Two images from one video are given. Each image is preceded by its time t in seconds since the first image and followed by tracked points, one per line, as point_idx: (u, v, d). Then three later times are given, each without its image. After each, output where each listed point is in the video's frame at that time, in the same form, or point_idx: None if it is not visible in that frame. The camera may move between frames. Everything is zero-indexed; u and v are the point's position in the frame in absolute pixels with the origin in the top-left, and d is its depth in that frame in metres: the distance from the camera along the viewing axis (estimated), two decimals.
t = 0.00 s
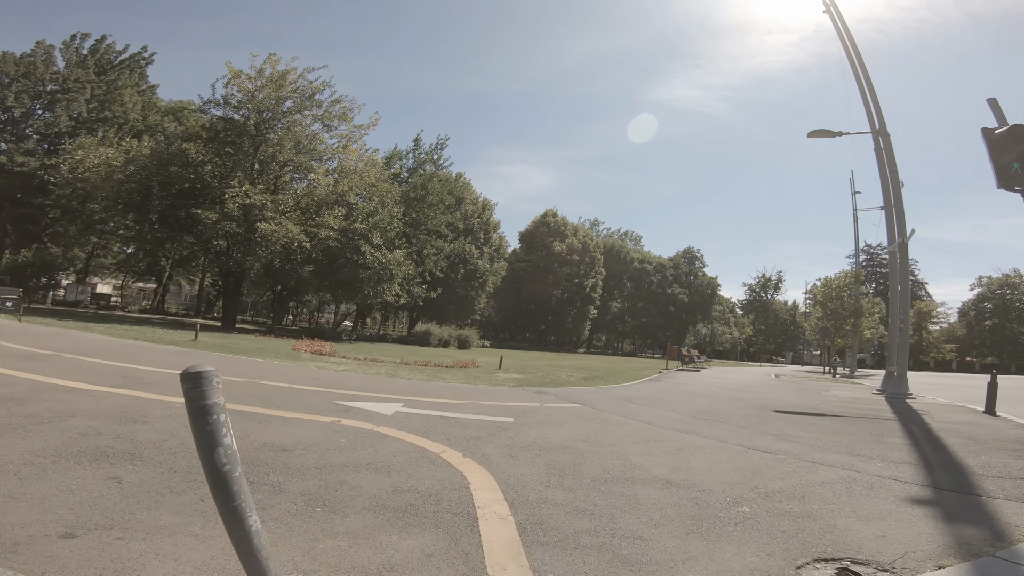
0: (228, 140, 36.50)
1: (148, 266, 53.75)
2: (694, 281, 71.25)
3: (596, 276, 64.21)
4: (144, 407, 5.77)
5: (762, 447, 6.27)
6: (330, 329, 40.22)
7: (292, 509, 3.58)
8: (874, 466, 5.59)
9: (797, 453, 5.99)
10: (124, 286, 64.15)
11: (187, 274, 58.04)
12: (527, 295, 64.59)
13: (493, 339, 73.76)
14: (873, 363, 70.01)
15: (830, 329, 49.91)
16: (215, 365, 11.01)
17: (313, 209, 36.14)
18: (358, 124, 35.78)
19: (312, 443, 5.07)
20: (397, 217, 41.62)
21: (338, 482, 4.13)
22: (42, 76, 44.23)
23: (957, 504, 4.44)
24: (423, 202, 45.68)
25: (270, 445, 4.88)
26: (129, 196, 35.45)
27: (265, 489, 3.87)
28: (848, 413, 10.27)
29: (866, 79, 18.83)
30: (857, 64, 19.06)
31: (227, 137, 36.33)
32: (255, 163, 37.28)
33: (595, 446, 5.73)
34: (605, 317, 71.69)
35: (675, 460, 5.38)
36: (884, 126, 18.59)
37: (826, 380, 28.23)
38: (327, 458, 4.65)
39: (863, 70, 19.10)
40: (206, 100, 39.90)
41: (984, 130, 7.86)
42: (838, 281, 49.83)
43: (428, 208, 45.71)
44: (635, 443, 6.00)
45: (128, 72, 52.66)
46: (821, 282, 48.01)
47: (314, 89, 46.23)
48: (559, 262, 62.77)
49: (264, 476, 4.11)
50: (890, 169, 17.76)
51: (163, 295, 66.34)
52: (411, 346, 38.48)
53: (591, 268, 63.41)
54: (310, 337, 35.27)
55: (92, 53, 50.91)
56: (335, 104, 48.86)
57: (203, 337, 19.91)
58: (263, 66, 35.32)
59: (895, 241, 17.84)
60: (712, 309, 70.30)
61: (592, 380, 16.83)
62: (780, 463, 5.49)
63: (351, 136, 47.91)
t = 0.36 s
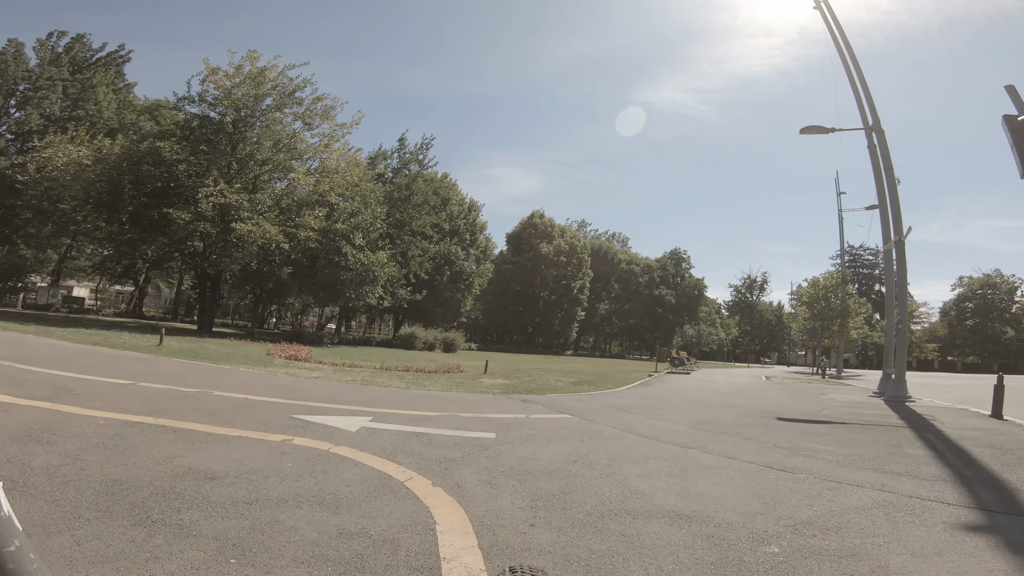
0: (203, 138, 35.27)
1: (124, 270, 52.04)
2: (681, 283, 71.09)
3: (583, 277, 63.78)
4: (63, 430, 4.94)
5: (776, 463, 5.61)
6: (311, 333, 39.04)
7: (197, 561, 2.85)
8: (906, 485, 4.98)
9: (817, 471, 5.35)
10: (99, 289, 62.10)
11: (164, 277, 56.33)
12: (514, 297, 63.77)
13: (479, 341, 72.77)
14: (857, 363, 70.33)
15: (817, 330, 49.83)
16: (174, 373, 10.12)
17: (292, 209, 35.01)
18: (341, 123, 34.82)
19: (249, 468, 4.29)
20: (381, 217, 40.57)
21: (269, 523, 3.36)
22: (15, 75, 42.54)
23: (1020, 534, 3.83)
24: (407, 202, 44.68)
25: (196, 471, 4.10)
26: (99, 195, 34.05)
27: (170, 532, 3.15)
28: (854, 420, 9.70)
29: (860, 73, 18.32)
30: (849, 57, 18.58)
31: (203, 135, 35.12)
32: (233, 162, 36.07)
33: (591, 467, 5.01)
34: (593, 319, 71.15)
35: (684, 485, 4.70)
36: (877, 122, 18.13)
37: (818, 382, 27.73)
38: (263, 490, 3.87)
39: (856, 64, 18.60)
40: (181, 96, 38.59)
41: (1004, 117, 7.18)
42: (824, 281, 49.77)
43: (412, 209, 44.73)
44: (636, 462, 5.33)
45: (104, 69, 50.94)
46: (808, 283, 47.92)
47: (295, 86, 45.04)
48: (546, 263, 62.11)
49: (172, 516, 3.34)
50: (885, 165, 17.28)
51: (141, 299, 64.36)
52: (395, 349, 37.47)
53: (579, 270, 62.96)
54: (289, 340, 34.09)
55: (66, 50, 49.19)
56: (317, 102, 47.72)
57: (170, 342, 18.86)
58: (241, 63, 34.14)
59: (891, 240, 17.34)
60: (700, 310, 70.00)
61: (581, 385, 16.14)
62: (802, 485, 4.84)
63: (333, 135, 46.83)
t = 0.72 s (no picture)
0: (181, 139, 34.22)
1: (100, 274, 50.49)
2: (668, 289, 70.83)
3: (571, 284, 63.26)
4: None
5: (788, 484, 5.04)
6: (291, 339, 37.95)
7: None
8: (938, 508, 4.45)
9: (836, 492, 4.79)
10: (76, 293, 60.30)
11: (143, 281, 54.76)
12: (501, 303, 62.98)
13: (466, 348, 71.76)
14: (842, 369, 70.53)
15: (804, 336, 49.78)
16: (130, 383, 9.32)
17: (273, 212, 34.02)
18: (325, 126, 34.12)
19: (176, 497, 3.61)
20: (365, 221, 39.64)
21: (182, 569, 2.69)
22: None
23: None
24: (392, 206, 43.79)
25: (107, 502, 3.41)
26: (70, 196, 32.82)
27: None
28: (858, 430, 9.19)
29: (852, 75, 18.03)
30: (842, 58, 18.29)
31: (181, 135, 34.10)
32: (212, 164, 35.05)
33: (585, 494, 4.40)
34: (580, 326, 70.49)
35: (690, 513, 4.12)
36: (870, 124, 17.83)
37: (808, 389, 27.38)
38: (187, 526, 3.19)
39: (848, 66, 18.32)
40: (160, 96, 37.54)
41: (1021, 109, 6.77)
42: (810, 287, 49.66)
43: (397, 213, 43.86)
44: (636, 486, 4.73)
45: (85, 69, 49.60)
46: (795, 289, 47.91)
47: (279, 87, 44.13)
48: (533, 269, 61.57)
49: (59, 561, 2.67)
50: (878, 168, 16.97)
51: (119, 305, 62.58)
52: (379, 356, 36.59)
53: (566, 276, 62.48)
54: (268, 347, 33.03)
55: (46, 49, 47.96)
56: (302, 104, 46.82)
57: (138, 348, 17.92)
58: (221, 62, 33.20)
59: (885, 244, 16.97)
60: (687, 317, 69.77)
61: (570, 394, 15.51)
62: (823, 509, 4.28)
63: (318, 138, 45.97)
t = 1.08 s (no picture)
0: (159, 134, 33.06)
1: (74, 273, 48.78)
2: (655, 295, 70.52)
3: (558, 289, 62.77)
4: None
5: (818, 507, 4.50)
6: (271, 342, 36.76)
7: None
8: (996, 531, 3.96)
9: (874, 518, 4.18)
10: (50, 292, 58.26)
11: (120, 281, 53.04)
12: (488, 307, 62.11)
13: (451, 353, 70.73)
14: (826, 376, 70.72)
15: (792, 343, 49.54)
16: (79, 387, 8.47)
17: (253, 211, 32.93)
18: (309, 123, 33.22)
19: (69, 535, 2.87)
20: (349, 222, 38.62)
21: None
22: None
23: None
24: (378, 207, 42.79)
25: None
26: (41, 191, 31.48)
27: None
28: (868, 441, 8.64)
29: (849, 76, 17.68)
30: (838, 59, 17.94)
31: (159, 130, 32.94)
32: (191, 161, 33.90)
33: (585, 525, 3.73)
34: (567, 331, 69.80)
35: (712, 549, 3.45)
36: (867, 126, 17.47)
37: (797, 396, 26.98)
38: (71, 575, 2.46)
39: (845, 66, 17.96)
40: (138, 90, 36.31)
41: None
42: (798, 294, 49.56)
43: (383, 214, 42.88)
44: (643, 514, 4.05)
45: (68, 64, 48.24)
46: (782, 295, 47.75)
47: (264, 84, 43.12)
48: (521, 273, 60.93)
49: None
50: (876, 171, 16.59)
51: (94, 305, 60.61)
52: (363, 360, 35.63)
53: (554, 281, 61.99)
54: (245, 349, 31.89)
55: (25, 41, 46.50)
56: (287, 102, 45.81)
57: (101, 349, 16.86)
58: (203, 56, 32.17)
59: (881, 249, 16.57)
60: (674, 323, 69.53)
61: (558, 401, 14.80)
62: (867, 542, 3.65)
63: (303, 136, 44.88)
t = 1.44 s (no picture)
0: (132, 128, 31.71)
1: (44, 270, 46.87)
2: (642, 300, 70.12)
3: (545, 293, 62.16)
4: None
5: (861, 543, 3.86)
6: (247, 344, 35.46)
7: None
8: None
9: (928, 564, 3.51)
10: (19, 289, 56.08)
11: (93, 279, 51.17)
12: (474, 311, 61.19)
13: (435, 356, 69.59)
14: (810, 382, 70.82)
15: (778, 348, 49.33)
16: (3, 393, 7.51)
17: (230, 208, 31.70)
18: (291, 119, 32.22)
19: None
20: (331, 221, 37.44)
21: None
22: None
23: None
24: (362, 206, 41.65)
25: None
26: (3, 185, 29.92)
27: None
28: (881, 455, 7.99)
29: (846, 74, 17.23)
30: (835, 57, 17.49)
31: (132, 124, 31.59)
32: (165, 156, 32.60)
33: None
34: (553, 336, 69.06)
35: None
36: (864, 127, 17.03)
37: (786, 403, 26.47)
38: None
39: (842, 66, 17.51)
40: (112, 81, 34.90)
41: None
42: (784, 300, 49.34)
43: (367, 214, 41.74)
44: (644, 560, 3.34)
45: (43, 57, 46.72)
46: (768, 301, 47.53)
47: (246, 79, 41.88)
48: (507, 277, 60.23)
49: None
50: (874, 172, 16.11)
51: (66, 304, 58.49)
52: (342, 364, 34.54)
53: (540, 285, 61.37)
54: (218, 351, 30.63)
55: None
56: (270, 97, 44.59)
57: (53, 350, 15.68)
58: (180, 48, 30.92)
59: (879, 252, 16.04)
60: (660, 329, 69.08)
61: (544, 408, 14.00)
62: None
63: (286, 134, 43.72)
